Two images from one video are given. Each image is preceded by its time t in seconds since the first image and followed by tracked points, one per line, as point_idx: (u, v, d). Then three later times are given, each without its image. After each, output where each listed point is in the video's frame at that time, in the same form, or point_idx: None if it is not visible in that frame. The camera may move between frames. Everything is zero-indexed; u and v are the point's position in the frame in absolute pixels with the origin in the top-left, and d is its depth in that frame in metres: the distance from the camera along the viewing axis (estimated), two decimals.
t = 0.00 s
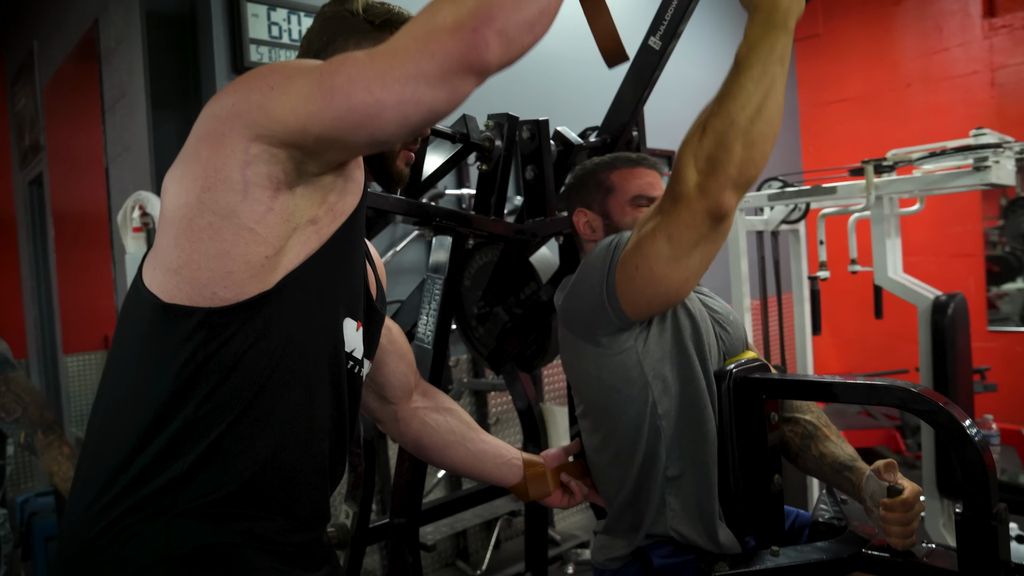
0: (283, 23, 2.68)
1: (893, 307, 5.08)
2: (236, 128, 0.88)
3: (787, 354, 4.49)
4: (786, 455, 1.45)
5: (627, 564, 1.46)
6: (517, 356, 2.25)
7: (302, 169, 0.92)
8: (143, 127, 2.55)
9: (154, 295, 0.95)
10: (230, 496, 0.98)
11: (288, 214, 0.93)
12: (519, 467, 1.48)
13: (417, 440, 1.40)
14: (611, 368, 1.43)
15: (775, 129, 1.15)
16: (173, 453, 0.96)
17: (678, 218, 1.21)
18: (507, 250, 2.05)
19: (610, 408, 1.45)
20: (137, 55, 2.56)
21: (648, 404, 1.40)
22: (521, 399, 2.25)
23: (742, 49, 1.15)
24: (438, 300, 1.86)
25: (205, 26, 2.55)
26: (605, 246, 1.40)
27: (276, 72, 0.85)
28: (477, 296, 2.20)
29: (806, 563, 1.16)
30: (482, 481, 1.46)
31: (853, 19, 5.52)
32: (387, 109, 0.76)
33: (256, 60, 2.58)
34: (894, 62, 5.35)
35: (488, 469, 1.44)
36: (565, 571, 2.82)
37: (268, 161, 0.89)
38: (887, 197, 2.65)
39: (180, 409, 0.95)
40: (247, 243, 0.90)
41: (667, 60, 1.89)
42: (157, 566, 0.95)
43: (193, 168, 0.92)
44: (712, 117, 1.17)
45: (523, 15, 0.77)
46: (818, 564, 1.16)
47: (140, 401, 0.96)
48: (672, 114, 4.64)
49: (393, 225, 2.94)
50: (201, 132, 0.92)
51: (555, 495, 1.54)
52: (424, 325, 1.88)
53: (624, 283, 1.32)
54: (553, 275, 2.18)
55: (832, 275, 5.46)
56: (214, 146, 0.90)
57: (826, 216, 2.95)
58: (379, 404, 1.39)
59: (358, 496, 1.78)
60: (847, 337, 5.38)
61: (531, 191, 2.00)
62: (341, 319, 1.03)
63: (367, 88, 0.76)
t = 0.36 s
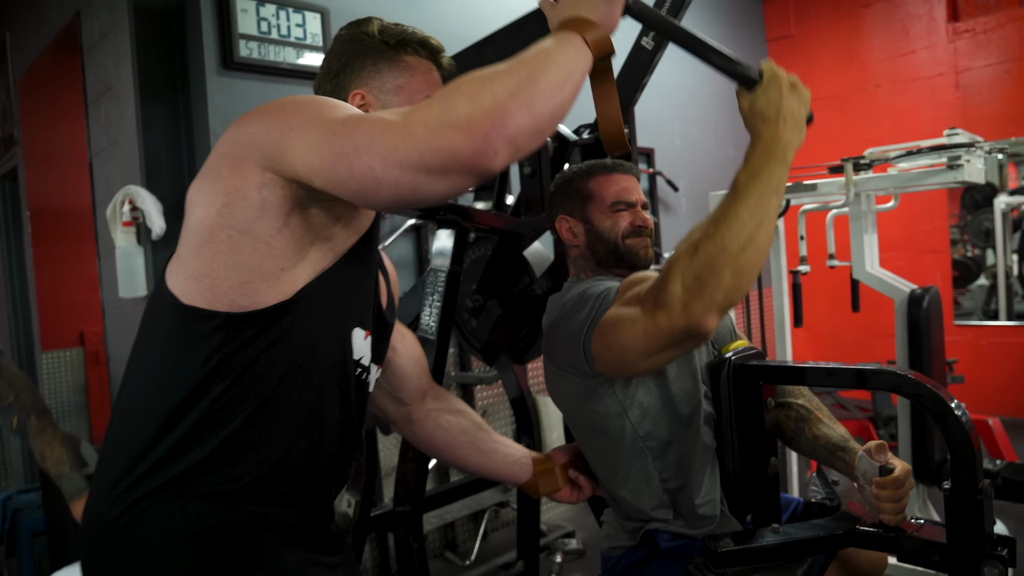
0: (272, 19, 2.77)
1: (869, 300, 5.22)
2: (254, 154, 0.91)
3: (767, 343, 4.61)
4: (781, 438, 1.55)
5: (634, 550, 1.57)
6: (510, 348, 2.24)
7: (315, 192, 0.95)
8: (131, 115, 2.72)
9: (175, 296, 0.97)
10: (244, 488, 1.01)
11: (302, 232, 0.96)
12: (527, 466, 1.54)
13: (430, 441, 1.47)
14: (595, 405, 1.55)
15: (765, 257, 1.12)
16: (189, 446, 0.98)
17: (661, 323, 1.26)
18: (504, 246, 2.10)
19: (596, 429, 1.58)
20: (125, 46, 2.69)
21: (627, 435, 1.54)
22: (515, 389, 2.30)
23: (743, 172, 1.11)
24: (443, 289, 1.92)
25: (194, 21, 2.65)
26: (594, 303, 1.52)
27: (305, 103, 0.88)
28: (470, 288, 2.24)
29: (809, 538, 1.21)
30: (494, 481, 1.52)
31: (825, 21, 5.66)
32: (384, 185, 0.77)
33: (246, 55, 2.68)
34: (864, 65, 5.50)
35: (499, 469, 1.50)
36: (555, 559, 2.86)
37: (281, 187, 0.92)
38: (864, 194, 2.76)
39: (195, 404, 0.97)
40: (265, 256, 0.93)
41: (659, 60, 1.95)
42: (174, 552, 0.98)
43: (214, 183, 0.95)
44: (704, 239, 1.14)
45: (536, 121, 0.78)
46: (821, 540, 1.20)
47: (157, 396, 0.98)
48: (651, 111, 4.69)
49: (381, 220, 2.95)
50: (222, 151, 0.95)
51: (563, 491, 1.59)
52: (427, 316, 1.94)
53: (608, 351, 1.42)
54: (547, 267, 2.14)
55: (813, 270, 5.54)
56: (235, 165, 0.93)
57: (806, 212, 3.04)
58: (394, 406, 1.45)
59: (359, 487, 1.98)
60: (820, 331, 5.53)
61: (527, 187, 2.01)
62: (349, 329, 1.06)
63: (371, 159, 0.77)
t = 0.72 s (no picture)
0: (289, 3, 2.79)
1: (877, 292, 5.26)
2: (288, 169, 0.99)
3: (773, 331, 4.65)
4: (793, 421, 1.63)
5: (651, 527, 1.61)
6: (523, 331, 2.26)
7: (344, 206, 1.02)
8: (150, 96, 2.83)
9: (207, 288, 1.04)
10: (268, 465, 1.08)
11: (330, 241, 1.03)
12: (544, 450, 1.63)
13: (451, 424, 1.58)
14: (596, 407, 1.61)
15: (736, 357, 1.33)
16: (219, 425, 1.05)
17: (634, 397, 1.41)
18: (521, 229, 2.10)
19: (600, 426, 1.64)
20: (144, 28, 2.80)
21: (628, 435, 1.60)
22: (527, 371, 2.36)
23: (729, 273, 1.29)
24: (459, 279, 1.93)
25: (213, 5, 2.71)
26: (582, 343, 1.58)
27: (349, 130, 0.96)
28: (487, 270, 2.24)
29: (819, 519, 1.24)
30: (512, 462, 1.63)
31: (834, 14, 5.67)
32: (395, 244, 0.89)
33: (263, 39, 2.73)
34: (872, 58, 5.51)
35: (515, 452, 1.61)
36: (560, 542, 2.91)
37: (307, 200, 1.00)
38: (874, 186, 2.79)
39: (225, 388, 1.04)
40: (294, 261, 1.01)
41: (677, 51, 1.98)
42: (202, 521, 1.05)
43: (250, 188, 1.02)
44: (684, 335, 1.32)
45: (540, 220, 0.90)
46: (829, 521, 1.23)
47: (191, 381, 1.06)
48: (659, 102, 4.71)
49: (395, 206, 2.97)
50: (259, 159, 1.03)
51: (579, 474, 1.67)
52: (445, 303, 1.98)
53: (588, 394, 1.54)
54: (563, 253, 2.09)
55: (819, 262, 5.57)
56: (270, 175, 1.01)
57: (815, 203, 3.07)
58: (418, 390, 1.57)
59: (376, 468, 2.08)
60: (822, 323, 5.57)
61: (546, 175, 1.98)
62: (377, 326, 1.15)
63: (387, 219, 0.88)
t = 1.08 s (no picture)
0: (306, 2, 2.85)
1: (884, 297, 5.26)
2: (300, 193, 1.05)
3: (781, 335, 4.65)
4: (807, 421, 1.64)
5: (664, 527, 1.62)
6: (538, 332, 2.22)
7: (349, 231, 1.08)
8: (168, 94, 2.85)
9: (219, 295, 1.12)
10: (272, 463, 1.14)
11: (336, 263, 1.08)
12: (556, 453, 1.64)
13: (465, 426, 1.60)
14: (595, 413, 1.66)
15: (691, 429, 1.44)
16: (227, 424, 1.11)
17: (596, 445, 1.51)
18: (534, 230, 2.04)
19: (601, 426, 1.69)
20: (165, 27, 2.83)
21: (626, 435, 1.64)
22: (536, 370, 2.37)
23: (698, 351, 1.37)
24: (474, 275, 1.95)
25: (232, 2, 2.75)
26: (571, 372, 1.61)
27: (363, 169, 1.02)
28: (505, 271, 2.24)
29: (832, 521, 1.25)
30: (525, 464, 1.65)
31: (846, 18, 5.66)
32: (386, 298, 0.99)
33: (280, 37, 2.78)
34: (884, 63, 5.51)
35: (527, 454, 1.62)
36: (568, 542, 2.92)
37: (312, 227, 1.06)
38: (885, 191, 2.80)
39: (230, 391, 1.10)
40: (301, 280, 1.06)
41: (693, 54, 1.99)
42: (207, 518, 1.10)
43: (266, 205, 1.09)
44: (650, 405, 1.41)
45: (525, 295, 1.01)
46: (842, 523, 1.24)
47: (198, 384, 1.12)
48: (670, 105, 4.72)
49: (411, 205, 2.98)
50: (276, 178, 1.09)
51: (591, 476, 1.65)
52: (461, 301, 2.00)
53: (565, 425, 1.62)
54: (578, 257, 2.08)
55: (828, 267, 5.57)
56: (283, 199, 1.07)
57: (827, 208, 3.07)
58: (434, 394, 1.61)
59: (390, 464, 2.15)
60: (830, 327, 5.57)
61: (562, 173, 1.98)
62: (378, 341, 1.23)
63: (381, 277, 0.97)
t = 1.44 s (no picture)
0: (312, 12, 2.89)
1: (883, 308, 5.27)
2: (289, 219, 1.12)
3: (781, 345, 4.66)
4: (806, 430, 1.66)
5: (659, 535, 1.63)
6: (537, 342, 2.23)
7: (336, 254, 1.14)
8: (175, 103, 2.89)
9: (209, 311, 1.19)
10: (254, 476, 1.20)
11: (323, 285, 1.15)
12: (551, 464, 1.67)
13: (463, 437, 1.63)
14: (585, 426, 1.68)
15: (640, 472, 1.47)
16: (212, 438, 1.17)
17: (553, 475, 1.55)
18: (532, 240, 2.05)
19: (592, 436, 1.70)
20: (172, 37, 2.87)
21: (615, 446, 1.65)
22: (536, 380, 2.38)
23: (656, 400, 1.41)
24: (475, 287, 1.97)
25: (239, 12, 2.78)
26: (544, 399, 1.63)
27: (351, 206, 1.08)
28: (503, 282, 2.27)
29: (827, 529, 1.26)
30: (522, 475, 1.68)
31: (847, 29, 5.70)
32: (357, 334, 1.05)
33: (286, 47, 2.81)
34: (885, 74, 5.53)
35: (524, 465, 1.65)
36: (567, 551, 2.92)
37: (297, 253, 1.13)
38: (884, 203, 2.82)
39: (216, 403, 1.17)
40: (288, 303, 1.13)
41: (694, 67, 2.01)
42: (192, 523, 1.16)
43: (259, 228, 1.16)
44: (604, 446, 1.45)
45: (493, 345, 1.07)
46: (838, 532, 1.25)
47: (186, 398, 1.18)
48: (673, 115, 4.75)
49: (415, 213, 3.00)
50: (270, 202, 1.16)
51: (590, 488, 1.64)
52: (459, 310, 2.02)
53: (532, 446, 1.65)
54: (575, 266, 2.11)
55: (828, 277, 5.58)
56: (275, 224, 1.14)
57: (826, 219, 3.09)
58: (434, 407, 1.62)
59: (390, 471, 2.17)
60: (830, 338, 5.58)
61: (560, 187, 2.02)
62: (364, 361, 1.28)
63: (356, 316, 1.04)
